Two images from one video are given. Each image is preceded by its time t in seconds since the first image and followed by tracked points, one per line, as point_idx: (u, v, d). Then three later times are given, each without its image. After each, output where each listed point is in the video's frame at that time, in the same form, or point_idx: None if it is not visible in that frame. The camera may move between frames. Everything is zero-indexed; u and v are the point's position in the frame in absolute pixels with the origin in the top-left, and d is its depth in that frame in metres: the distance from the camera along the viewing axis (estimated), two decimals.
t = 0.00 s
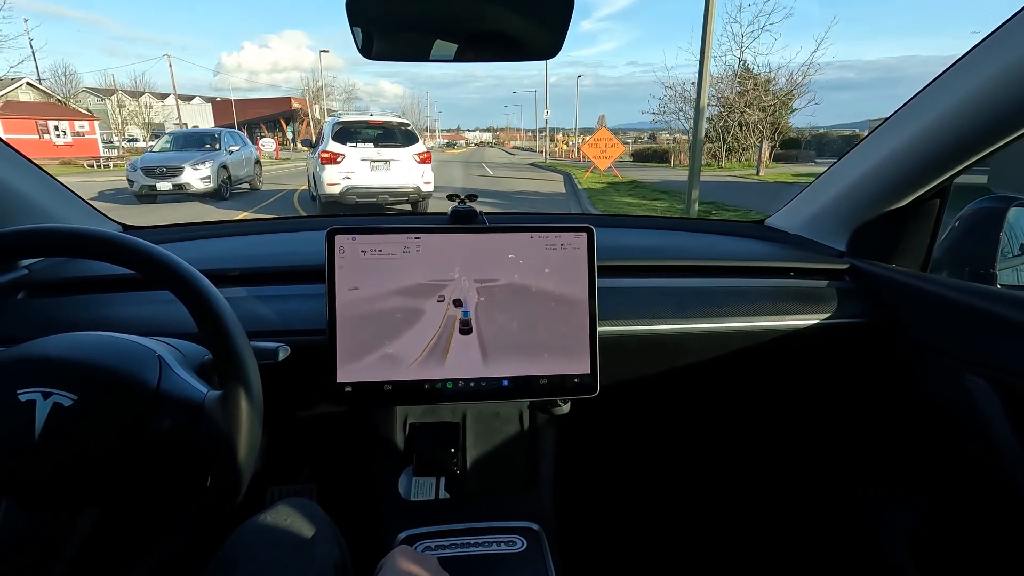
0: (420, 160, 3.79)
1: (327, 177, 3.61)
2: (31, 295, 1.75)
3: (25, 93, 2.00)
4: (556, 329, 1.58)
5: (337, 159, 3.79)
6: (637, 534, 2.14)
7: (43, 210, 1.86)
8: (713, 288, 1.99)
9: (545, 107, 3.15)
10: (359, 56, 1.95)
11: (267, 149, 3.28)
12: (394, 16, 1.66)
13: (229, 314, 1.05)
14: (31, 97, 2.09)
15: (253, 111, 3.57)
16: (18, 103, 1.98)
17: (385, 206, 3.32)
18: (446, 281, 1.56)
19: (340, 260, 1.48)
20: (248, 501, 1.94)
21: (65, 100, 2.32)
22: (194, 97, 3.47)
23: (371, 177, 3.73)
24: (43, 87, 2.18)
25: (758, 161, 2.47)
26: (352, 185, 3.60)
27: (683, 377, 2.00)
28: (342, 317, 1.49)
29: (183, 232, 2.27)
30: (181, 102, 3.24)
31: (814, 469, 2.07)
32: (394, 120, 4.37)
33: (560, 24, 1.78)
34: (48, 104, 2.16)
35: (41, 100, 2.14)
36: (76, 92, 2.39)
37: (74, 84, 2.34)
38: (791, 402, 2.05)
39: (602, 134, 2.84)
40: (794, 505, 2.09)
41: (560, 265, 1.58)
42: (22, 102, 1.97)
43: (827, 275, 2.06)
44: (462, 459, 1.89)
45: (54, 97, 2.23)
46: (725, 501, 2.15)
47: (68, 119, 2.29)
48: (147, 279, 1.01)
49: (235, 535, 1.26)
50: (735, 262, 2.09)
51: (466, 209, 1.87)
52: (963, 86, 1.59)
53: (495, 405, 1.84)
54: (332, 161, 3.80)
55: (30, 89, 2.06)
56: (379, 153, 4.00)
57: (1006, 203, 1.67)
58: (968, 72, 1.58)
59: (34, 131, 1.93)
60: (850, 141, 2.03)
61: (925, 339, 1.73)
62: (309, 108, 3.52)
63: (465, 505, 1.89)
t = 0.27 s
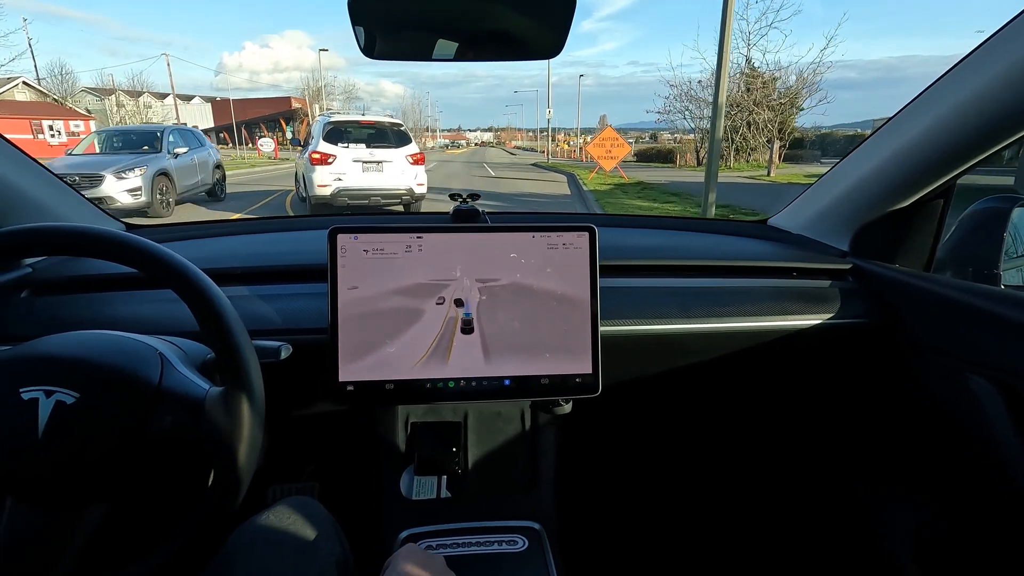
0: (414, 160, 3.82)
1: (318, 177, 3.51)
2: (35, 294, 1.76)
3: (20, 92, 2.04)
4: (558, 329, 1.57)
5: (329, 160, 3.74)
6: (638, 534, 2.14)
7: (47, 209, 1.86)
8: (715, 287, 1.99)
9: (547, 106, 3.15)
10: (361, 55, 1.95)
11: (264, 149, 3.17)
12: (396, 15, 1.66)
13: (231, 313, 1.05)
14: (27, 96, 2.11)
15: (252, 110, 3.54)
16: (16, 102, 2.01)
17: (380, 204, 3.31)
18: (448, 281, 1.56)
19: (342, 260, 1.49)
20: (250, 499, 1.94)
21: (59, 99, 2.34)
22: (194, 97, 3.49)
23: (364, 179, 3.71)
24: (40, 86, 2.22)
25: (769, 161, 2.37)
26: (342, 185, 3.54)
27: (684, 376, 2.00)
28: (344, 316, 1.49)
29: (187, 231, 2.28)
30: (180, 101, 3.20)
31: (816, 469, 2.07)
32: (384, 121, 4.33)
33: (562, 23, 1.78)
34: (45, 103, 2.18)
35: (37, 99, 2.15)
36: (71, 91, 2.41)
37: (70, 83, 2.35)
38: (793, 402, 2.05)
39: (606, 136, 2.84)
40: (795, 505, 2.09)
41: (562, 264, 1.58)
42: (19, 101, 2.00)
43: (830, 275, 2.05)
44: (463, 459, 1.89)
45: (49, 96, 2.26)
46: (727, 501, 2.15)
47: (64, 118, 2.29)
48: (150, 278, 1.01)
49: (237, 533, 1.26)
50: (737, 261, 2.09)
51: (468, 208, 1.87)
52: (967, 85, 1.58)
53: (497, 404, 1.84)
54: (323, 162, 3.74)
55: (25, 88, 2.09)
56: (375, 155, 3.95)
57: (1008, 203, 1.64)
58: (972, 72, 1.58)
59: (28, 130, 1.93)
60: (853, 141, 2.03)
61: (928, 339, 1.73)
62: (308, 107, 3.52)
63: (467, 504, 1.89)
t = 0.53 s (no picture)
0: (405, 160, 3.77)
1: (309, 177, 3.47)
2: (38, 292, 1.76)
3: (17, 92, 2.09)
4: (560, 328, 1.57)
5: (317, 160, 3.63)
6: (640, 533, 2.14)
7: (48, 206, 1.87)
8: (716, 287, 1.99)
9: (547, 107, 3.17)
10: (364, 55, 1.96)
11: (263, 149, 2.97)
12: (398, 15, 1.67)
13: (233, 311, 1.06)
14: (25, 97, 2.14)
15: (253, 111, 3.54)
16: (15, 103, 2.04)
17: (369, 204, 3.35)
18: (449, 280, 1.56)
19: (344, 259, 1.49)
20: (252, 498, 1.94)
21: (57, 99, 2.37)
22: (195, 97, 3.38)
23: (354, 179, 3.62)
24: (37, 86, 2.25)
25: (778, 162, 2.32)
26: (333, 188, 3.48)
27: (686, 376, 2.00)
28: (346, 316, 1.49)
29: (189, 230, 2.29)
30: (180, 101, 3.16)
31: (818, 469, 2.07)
32: (374, 119, 4.21)
33: (564, 23, 1.79)
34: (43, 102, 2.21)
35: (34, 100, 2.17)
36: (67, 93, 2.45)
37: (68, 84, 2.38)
38: (794, 402, 2.05)
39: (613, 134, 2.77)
40: (797, 505, 2.09)
41: (563, 264, 1.58)
42: (16, 100, 2.04)
43: (832, 276, 2.05)
44: (464, 458, 1.90)
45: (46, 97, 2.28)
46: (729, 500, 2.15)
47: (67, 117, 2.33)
48: (152, 277, 1.01)
49: (239, 532, 1.27)
50: (739, 261, 2.09)
51: (470, 208, 1.88)
52: (970, 85, 1.58)
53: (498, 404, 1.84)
54: (313, 161, 3.64)
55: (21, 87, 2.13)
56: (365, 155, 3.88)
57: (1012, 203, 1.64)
58: (975, 71, 1.57)
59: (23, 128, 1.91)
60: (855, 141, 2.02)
61: (930, 339, 1.73)
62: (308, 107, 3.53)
63: (468, 503, 1.89)
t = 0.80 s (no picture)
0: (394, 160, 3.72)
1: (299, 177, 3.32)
2: (41, 291, 1.76)
3: (14, 92, 2.00)
4: (562, 328, 1.57)
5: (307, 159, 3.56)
6: (641, 533, 2.14)
7: (45, 203, 1.85)
8: (718, 287, 1.98)
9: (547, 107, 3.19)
10: (366, 55, 1.96)
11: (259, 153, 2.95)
12: (400, 14, 1.67)
13: (234, 310, 1.06)
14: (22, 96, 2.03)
15: (253, 110, 3.67)
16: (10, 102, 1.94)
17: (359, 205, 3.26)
18: (451, 280, 1.57)
19: (345, 258, 1.49)
20: (254, 497, 1.95)
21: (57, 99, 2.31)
22: (195, 97, 3.31)
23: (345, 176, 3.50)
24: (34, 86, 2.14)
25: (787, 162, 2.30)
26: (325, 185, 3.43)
27: (688, 376, 2.00)
28: (347, 315, 1.50)
29: (191, 229, 2.29)
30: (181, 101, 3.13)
31: (820, 469, 2.07)
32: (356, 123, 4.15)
33: (566, 23, 1.79)
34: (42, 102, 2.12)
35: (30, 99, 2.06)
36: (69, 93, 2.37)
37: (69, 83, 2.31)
38: (796, 402, 2.05)
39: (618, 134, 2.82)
40: (799, 505, 2.09)
41: (565, 264, 1.58)
42: (13, 100, 1.97)
43: (834, 276, 2.05)
44: (466, 457, 1.90)
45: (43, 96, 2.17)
46: (730, 499, 2.15)
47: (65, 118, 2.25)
48: (154, 276, 1.01)
49: (240, 531, 1.27)
50: (741, 261, 2.08)
51: (471, 208, 1.88)
52: (972, 85, 1.58)
53: (499, 403, 1.84)
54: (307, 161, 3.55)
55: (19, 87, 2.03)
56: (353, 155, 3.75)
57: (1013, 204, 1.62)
58: (978, 72, 1.57)
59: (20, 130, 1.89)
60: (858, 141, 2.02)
61: (933, 339, 1.72)
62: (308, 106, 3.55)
63: (469, 503, 1.89)
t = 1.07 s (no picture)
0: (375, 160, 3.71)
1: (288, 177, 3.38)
2: (43, 292, 1.76)
3: (12, 92, 1.90)
4: (563, 329, 1.57)
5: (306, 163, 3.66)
6: (642, 533, 2.14)
7: (48, 203, 1.87)
8: (719, 288, 1.98)
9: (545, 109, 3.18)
10: (367, 55, 1.97)
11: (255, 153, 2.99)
12: (402, 15, 1.67)
13: (235, 311, 1.06)
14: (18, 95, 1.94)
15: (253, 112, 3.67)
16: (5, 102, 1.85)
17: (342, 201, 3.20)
18: (452, 280, 1.57)
19: (347, 259, 1.49)
20: (255, 497, 1.95)
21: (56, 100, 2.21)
22: (194, 98, 3.39)
23: (332, 176, 3.48)
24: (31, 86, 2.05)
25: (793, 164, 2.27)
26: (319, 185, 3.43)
27: (690, 376, 2.00)
28: (348, 316, 1.50)
29: (193, 229, 2.29)
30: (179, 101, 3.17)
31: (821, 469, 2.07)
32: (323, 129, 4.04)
33: (567, 23, 1.79)
34: (39, 103, 2.03)
35: (27, 99, 1.97)
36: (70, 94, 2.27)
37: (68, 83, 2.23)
38: (797, 403, 2.05)
39: (623, 134, 2.88)
40: (800, 505, 2.08)
41: (566, 264, 1.57)
42: (11, 101, 1.87)
43: (836, 276, 2.05)
44: (467, 457, 1.90)
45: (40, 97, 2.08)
46: (732, 500, 2.15)
47: (61, 119, 2.10)
48: (156, 276, 1.01)
49: (241, 531, 1.27)
50: (742, 261, 2.08)
51: (473, 208, 1.88)
52: (973, 86, 1.58)
53: (500, 404, 1.84)
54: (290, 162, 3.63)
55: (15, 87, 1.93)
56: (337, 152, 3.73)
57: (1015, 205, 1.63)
58: (979, 72, 1.57)
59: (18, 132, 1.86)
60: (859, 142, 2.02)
61: (935, 340, 1.72)
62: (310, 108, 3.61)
63: (471, 503, 1.89)
